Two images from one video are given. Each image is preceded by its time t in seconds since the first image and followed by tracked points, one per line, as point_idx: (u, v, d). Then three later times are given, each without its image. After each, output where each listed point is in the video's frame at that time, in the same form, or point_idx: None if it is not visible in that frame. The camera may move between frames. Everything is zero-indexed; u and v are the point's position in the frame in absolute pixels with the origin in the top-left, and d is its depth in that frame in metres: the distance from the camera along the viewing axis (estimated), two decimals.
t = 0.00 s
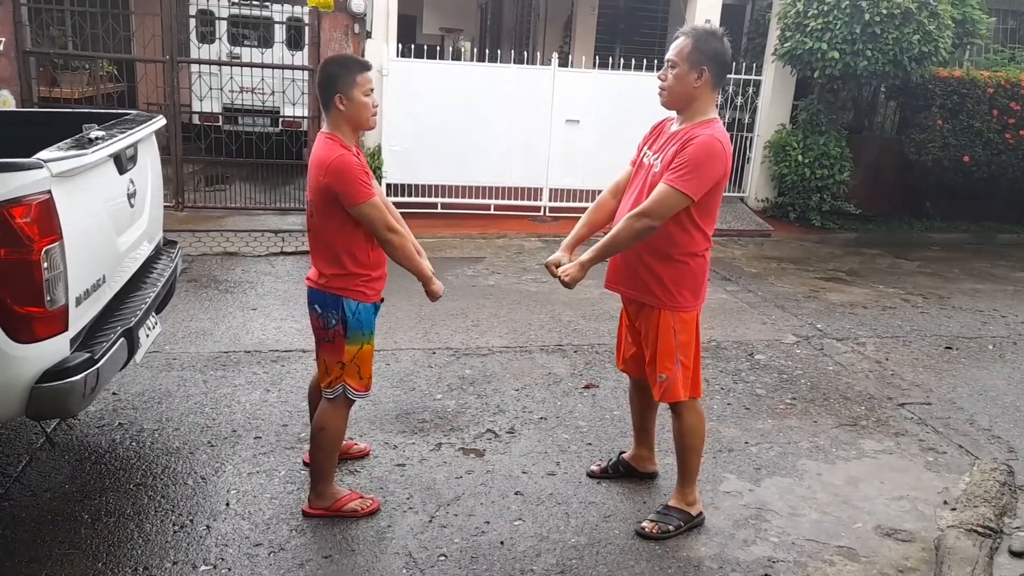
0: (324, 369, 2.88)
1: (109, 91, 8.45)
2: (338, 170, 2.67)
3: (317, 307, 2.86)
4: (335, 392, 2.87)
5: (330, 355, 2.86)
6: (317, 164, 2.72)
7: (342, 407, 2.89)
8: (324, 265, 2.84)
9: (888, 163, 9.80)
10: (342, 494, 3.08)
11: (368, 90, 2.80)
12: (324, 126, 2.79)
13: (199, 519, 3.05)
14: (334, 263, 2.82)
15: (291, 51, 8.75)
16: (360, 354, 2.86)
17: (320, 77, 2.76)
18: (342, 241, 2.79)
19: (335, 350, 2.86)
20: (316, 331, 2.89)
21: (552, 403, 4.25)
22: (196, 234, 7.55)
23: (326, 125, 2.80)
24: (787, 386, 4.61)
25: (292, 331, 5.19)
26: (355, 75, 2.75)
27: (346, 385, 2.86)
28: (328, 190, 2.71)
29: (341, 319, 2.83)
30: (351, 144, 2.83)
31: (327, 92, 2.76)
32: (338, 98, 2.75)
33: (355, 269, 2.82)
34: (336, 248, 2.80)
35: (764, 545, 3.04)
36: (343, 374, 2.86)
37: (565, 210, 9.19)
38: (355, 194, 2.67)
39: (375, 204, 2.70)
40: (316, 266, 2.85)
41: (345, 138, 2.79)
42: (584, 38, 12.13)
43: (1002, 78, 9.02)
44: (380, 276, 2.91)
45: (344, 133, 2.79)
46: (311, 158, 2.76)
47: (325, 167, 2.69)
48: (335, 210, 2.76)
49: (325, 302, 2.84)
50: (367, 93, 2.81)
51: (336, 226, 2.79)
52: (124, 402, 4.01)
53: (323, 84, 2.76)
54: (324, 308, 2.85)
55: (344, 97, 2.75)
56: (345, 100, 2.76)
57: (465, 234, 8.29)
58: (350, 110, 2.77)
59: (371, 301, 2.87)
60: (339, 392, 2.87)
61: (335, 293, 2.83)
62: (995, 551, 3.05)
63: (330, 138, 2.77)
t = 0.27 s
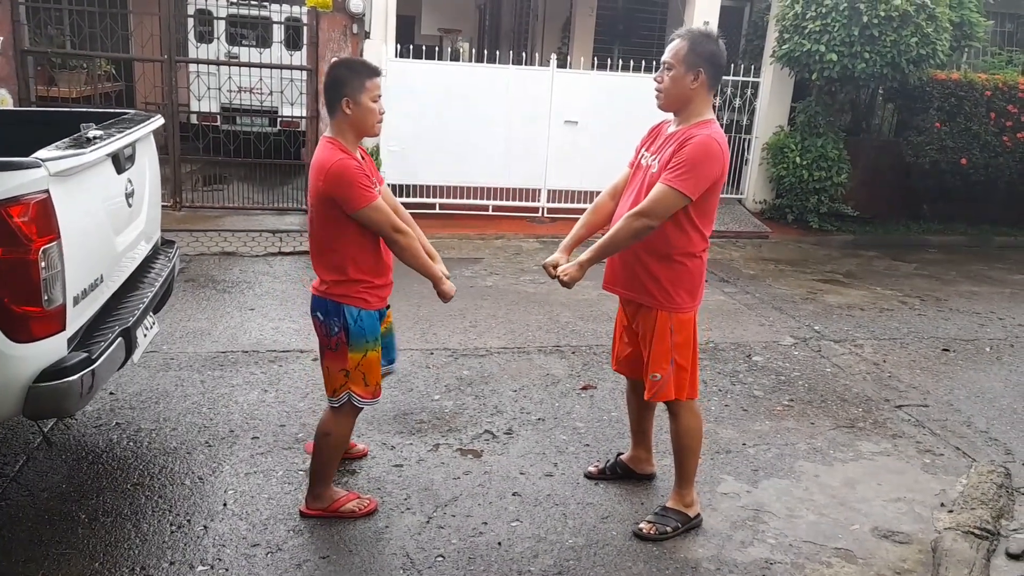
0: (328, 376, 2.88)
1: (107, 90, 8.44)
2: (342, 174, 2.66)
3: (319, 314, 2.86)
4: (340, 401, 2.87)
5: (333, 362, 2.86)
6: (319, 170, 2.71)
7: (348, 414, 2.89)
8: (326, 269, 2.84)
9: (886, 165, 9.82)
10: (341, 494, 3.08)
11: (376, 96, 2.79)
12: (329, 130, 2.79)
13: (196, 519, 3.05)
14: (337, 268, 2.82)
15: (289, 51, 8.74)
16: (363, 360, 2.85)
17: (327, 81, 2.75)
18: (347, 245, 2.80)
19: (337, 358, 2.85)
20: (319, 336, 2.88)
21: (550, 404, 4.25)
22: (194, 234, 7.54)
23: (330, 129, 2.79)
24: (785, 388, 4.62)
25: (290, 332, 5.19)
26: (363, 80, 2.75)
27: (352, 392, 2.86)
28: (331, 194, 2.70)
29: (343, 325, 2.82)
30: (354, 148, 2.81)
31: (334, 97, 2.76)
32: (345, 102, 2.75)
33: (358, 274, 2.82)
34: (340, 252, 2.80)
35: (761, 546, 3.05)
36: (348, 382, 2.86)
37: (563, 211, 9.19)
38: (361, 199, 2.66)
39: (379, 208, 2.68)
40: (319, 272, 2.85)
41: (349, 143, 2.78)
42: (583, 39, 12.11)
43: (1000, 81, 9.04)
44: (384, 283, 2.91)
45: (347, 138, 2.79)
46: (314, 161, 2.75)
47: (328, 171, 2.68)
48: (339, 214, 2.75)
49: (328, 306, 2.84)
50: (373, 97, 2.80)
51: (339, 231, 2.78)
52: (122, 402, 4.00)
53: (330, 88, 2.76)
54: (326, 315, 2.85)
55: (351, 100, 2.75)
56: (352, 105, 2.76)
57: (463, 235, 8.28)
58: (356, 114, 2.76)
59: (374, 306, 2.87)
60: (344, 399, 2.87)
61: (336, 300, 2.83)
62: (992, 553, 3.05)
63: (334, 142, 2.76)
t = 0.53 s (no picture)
0: (341, 381, 2.90)
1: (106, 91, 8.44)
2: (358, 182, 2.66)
3: (334, 320, 2.89)
4: (351, 406, 2.89)
5: (346, 369, 2.89)
6: (336, 177, 2.71)
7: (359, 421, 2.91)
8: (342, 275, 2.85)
9: (885, 165, 9.82)
10: (340, 495, 3.08)
11: (401, 105, 2.78)
12: (350, 137, 2.78)
13: (196, 519, 3.05)
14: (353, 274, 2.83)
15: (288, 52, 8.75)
16: (375, 365, 2.87)
17: (351, 90, 2.74)
18: (364, 252, 2.80)
19: (350, 364, 2.88)
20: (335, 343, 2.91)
21: (549, 404, 4.25)
22: (193, 234, 7.54)
23: (351, 136, 2.78)
24: (784, 387, 4.62)
25: (289, 332, 5.19)
26: (388, 89, 2.74)
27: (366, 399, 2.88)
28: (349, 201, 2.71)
29: (355, 331, 2.84)
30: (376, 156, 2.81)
31: (357, 105, 2.74)
32: (370, 110, 2.73)
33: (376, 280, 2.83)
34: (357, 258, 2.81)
35: (761, 546, 3.05)
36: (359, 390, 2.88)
37: (562, 211, 9.19)
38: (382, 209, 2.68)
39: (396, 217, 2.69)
40: (337, 278, 2.86)
41: (371, 151, 2.77)
42: (582, 40, 12.11)
43: (998, 81, 9.05)
44: (401, 292, 2.90)
45: (369, 146, 2.77)
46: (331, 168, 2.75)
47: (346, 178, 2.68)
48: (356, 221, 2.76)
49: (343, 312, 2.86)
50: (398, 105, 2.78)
51: (355, 237, 2.79)
52: (121, 402, 4.00)
53: (353, 97, 2.75)
54: (339, 321, 2.87)
55: (375, 108, 2.72)
56: (376, 113, 2.73)
57: (462, 235, 8.28)
58: (380, 122, 2.74)
59: (387, 312, 2.87)
60: (358, 405, 2.89)
61: (350, 306, 2.85)
62: (991, 552, 3.06)
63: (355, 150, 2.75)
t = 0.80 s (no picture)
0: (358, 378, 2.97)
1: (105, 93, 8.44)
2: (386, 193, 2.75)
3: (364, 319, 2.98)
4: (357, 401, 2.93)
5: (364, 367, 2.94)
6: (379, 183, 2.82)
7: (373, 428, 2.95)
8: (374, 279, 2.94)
9: (883, 168, 9.84)
10: (329, 499, 3.04)
11: (461, 122, 2.87)
12: (411, 148, 2.89)
13: (194, 521, 3.05)
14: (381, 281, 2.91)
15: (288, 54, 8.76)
16: (390, 371, 2.89)
17: (415, 103, 2.86)
18: (392, 262, 2.87)
19: (367, 363, 2.93)
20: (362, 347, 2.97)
21: (547, 406, 4.25)
22: (191, 236, 7.55)
23: (413, 147, 2.89)
24: (782, 389, 4.63)
25: (287, 333, 5.19)
26: (450, 106, 2.83)
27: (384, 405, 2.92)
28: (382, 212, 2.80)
29: (375, 334, 2.90)
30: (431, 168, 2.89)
31: (420, 120, 2.85)
32: (431, 125, 2.84)
33: (403, 292, 2.88)
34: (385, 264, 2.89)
35: (758, 548, 3.05)
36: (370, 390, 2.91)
37: (561, 213, 9.16)
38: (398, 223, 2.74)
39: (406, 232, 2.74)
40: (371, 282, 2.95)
41: (426, 163, 2.86)
42: (581, 42, 12.11)
43: (996, 84, 9.06)
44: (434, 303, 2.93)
45: (428, 159, 2.86)
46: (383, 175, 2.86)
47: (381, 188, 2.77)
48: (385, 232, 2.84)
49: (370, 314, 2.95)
50: (458, 124, 2.86)
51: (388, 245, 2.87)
52: (120, 404, 4.00)
53: (418, 111, 2.86)
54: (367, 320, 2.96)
55: (437, 124, 2.83)
56: (437, 127, 2.84)
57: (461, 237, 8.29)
58: (439, 137, 2.84)
59: (409, 322, 2.90)
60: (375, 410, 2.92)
61: (378, 308, 2.92)
62: (989, 554, 3.06)
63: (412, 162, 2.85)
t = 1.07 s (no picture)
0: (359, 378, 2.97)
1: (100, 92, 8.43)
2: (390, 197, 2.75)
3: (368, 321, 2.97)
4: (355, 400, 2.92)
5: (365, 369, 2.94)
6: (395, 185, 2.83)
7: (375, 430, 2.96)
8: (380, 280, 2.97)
9: (879, 166, 9.85)
10: (319, 503, 3.03)
11: (485, 134, 2.88)
12: (434, 154, 2.90)
13: (192, 521, 3.05)
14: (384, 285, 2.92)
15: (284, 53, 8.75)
16: (392, 374, 2.89)
17: (441, 110, 2.87)
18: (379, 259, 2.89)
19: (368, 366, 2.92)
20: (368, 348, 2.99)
21: (544, 404, 4.26)
22: (188, 236, 7.54)
23: (436, 154, 2.90)
24: (779, 387, 4.64)
25: (284, 333, 5.19)
26: (474, 117, 2.84)
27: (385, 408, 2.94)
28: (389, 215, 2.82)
29: (381, 338, 2.89)
30: (449, 178, 2.90)
31: (445, 128, 2.86)
32: (454, 135, 2.84)
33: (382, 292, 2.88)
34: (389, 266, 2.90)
35: (756, 545, 3.06)
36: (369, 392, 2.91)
37: (558, 212, 9.14)
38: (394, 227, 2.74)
39: (392, 234, 2.74)
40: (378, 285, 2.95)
41: (444, 172, 2.87)
42: (577, 40, 12.10)
43: (991, 82, 9.08)
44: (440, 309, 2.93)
45: (446, 167, 2.87)
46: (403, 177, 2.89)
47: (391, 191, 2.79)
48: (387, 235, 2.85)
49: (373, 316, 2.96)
50: (479, 136, 2.86)
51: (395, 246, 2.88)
52: (116, 404, 3.99)
53: (443, 118, 2.87)
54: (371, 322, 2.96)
55: (460, 134, 2.84)
56: (460, 138, 2.85)
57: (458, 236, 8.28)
58: (462, 147, 2.85)
59: (416, 330, 2.88)
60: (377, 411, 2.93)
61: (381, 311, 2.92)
62: (985, 551, 3.07)
63: (432, 168, 2.87)
